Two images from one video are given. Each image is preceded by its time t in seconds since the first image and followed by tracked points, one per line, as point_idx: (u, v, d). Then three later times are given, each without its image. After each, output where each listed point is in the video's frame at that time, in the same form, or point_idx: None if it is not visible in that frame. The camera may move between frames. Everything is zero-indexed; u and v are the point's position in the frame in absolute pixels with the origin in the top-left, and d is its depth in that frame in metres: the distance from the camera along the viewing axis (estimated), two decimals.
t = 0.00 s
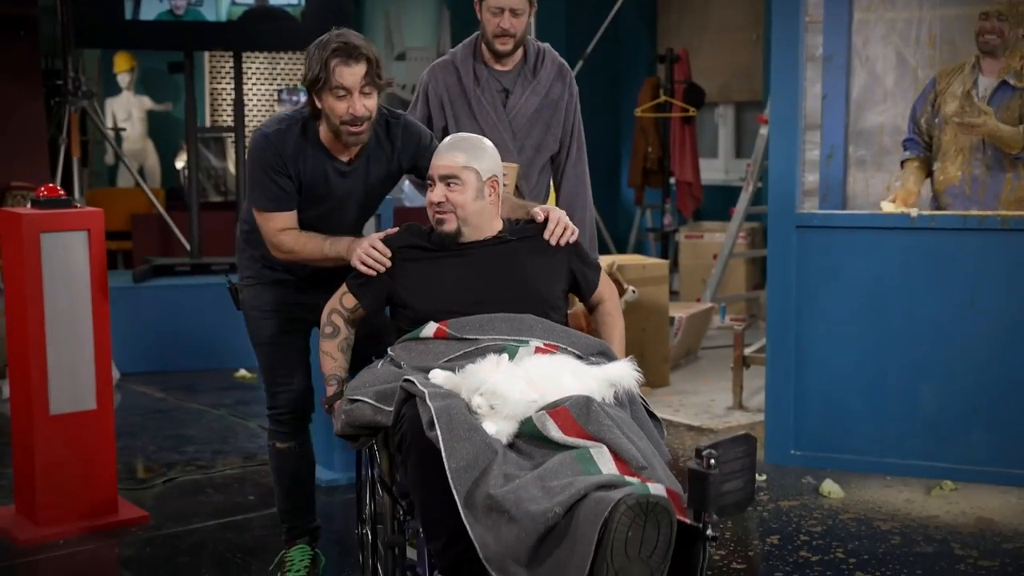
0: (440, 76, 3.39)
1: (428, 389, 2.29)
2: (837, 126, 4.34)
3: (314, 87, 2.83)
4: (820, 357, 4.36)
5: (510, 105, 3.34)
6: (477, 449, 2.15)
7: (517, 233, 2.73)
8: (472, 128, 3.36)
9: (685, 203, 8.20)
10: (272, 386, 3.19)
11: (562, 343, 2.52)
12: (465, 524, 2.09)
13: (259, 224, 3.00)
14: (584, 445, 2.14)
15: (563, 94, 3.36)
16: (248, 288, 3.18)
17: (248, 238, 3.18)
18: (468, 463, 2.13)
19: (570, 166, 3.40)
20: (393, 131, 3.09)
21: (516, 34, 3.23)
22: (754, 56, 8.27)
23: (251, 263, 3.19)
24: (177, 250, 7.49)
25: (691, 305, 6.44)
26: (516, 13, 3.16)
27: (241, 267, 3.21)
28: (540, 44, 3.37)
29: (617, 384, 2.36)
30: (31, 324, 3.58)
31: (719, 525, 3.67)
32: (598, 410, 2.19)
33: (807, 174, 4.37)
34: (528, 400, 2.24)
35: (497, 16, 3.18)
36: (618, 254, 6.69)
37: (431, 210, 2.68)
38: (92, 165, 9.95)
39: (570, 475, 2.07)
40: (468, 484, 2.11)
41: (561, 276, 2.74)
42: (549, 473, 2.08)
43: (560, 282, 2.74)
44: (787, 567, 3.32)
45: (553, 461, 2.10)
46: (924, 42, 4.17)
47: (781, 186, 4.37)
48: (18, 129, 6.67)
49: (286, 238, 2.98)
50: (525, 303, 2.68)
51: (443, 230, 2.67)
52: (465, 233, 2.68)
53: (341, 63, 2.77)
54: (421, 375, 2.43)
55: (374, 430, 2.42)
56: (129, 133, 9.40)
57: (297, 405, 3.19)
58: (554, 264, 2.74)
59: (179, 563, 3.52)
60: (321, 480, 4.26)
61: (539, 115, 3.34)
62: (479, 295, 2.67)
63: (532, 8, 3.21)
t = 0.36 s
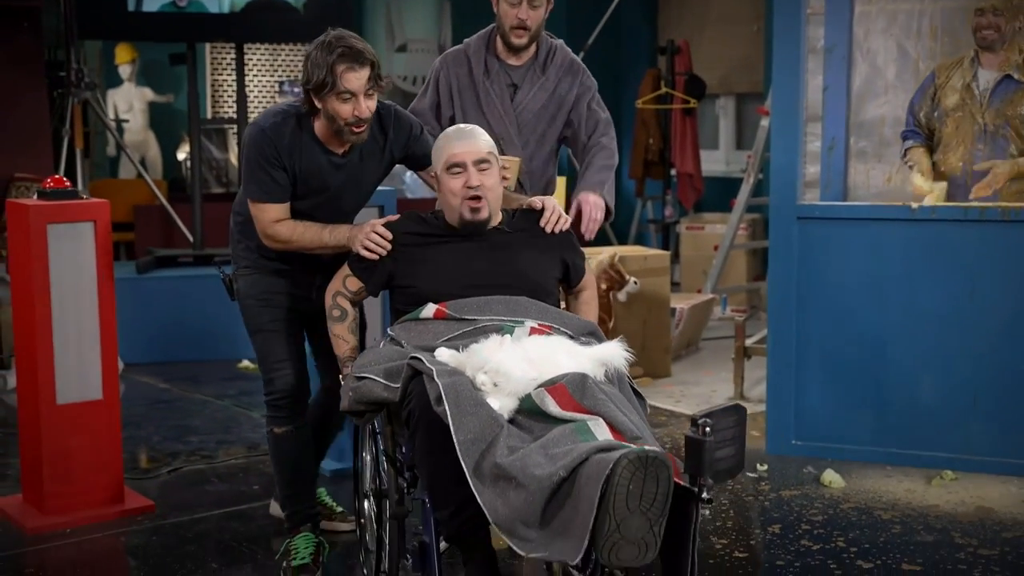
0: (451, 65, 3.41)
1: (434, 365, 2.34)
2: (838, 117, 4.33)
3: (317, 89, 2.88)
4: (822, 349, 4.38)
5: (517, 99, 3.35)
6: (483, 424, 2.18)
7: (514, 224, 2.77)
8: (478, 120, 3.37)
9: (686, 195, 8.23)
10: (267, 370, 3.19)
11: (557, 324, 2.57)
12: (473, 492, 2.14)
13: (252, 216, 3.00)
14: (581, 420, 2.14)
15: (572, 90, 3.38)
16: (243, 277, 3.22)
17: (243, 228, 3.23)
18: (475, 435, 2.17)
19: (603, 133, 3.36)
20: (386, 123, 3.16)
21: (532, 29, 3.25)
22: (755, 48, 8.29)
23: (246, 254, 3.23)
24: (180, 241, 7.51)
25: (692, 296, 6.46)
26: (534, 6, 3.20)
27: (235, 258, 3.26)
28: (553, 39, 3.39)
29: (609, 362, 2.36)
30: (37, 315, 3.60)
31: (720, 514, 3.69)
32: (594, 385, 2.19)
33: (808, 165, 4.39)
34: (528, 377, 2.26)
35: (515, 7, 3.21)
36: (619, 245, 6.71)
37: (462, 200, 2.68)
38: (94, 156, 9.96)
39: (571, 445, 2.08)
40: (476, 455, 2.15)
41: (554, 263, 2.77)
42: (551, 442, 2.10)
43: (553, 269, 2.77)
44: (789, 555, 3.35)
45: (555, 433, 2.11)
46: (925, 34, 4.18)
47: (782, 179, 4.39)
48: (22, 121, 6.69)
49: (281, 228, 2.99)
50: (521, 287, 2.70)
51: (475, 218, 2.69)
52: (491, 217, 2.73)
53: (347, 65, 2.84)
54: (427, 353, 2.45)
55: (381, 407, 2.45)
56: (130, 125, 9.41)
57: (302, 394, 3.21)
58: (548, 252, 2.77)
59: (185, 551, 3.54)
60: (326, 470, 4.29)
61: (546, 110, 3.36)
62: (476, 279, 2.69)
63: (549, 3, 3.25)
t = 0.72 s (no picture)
0: (463, 61, 3.38)
1: (445, 360, 2.31)
2: (843, 108, 4.31)
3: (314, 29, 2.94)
4: (829, 343, 4.36)
5: (527, 103, 3.32)
6: (495, 417, 2.16)
7: (523, 223, 2.74)
8: (486, 121, 3.34)
9: (689, 187, 8.21)
10: (277, 354, 3.14)
11: (565, 317, 2.54)
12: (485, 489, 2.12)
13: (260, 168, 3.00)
14: (593, 413, 2.13)
15: (583, 95, 3.35)
16: (255, 261, 3.19)
17: (251, 214, 3.22)
18: (488, 430, 2.15)
19: (612, 132, 3.31)
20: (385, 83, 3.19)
21: (544, 41, 3.22)
22: (758, 39, 8.26)
23: (256, 240, 3.22)
24: (182, 233, 7.49)
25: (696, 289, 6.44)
26: (546, 20, 3.16)
27: (242, 247, 3.24)
28: (569, 42, 3.35)
29: (619, 356, 2.34)
30: (40, 307, 3.58)
31: (727, 508, 3.67)
32: (605, 378, 2.20)
33: (815, 157, 4.36)
34: (540, 371, 2.25)
35: (527, 21, 3.18)
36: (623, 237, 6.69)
37: (484, 212, 2.62)
38: (95, 148, 9.93)
39: (583, 437, 2.07)
40: (488, 450, 2.13)
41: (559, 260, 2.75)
42: (565, 436, 2.08)
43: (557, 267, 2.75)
44: (797, 549, 3.33)
45: (566, 427, 2.10)
46: (932, 25, 4.14)
47: (789, 171, 4.37)
48: (23, 113, 6.66)
49: (288, 188, 2.97)
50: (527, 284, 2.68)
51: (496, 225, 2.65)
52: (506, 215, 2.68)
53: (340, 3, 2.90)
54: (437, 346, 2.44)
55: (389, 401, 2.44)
56: (131, 116, 9.37)
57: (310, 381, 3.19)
58: (553, 248, 2.75)
59: (190, 544, 3.53)
60: (330, 462, 4.27)
61: (555, 115, 3.34)
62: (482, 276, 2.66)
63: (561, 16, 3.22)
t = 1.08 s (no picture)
0: (472, 51, 3.34)
1: (461, 369, 2.25)
2: (855, 102, 4.25)
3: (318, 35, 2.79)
4: (841, 339, 4.31)
5: (540, 86, 3.27)
6: (513, 431, 2.11)
7: (548, 219, 2.69)
8: (499, 108, 3.30)
9: (696, 182, 8.15)
10: (282, 371, 3.08)
11: (590, 322, 2.48)
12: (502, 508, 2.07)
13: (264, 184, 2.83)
14: (619, 427, 2.08)
15: (598, 79, 3.28)
16: (249, 272, 3.12)
17: (243, 222, 3.12)
18: (506, 445, 2.10)
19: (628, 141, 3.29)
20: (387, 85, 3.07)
21: (555, 13, 3.16)
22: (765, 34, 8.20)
23: (249, 248, 3.12)
24: (185, 228, 7.44)
25: (704, 285, 6.39)
26: None
27: (234, 254, 3.16)
28: (580, 25, 3.29)
29: (648, 364, 2.30)
30: (43, 303, 3.53)
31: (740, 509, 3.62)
32: (632, 390, 2.13)
33: (826, 151, 4.30)
34: (562, 382, 2.20)
35: None
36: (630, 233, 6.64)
37: (503, 205, 2.56)
38: (97, 142, 9.88)
39: (606, 456, 2.02)
40: (504, 467, 2.08)
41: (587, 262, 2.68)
42: (586, 454, 2.03)
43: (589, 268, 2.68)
44: (812, 550, 3.29)
45: (590, 442, 2.05)
46: (946, 19, 4.08)
47: (802, 166, 4.32)
48: (26, 108, 6.61)
49: (292, 203, 2.80)
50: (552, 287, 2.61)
51: (517, 220, 2.58)
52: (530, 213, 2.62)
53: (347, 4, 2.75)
54: (453, 355, 2.38)
55: (403, 411, 2.40)
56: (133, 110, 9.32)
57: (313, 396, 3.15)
58: (580, 250, 2.68)
59: (195, 544, 3.48)
60: (337, 461, 4.23)
61: (570, 98, 3.27)
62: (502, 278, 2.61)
63: None
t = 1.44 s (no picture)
0: (460, 41, 3.26)
1: (465, 387, 2.10)
2: (862, 93, 4.23)
3: (314, 113, 2.65)
4: (847, 335, 4.25)
5: (534, 69, 3.21)
6: (520, 455, 1.96)
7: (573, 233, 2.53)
8: (496, 92, 3.22)
9: (698, 176, 8.09)
10: (266, 370, 3.02)
11: (612, 333, 2.34)
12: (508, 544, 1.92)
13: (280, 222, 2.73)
14: (638, 451, 1.94)
15: (587, 60, 3.25)
16: (228, 270, 3.02)
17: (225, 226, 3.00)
18: (510, 471, 1.96)
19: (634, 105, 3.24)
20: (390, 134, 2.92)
21: None
22: (768, 26, 8.14)
23: (229, 247, 3.03)
24: (184, 222, 7.38)
25: (707, 280, 6.33)
26: None
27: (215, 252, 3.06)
28: (564, 11, 3.26)
29: (675, 379, 2.17)
30: (36, 299, 3.47)
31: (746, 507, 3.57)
32: (654, 409, 1.99)
33: (831, 144, 4.24)
34: (576, 400, 2.06)
35: None
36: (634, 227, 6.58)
37: (508, 202, 2.43)
38: (97, 136, 9.84)
39: (624, 486, 1.87)
40: (510, 495, 1.94)
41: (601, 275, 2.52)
42: (602, 484, 1.87)
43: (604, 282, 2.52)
44: (818, 550, 3.22)
45: (606, 470, 1.89)
46: (953, 8, 4.07)
47: (807, 158, 4.26)
48: (23, 101, 6.55)
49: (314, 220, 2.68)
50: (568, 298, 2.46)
51: (525, 218, 2.45)
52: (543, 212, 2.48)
53: (343, 90, 2.60)
54: (457, 370, 2.25)
55: (404, 428, 2.27)
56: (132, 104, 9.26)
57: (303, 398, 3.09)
58: (596, 263, 2.52)
59: (191, 544, 3.42)
60: (337, 460, 4.16)
61: (565, 80, 3.22)
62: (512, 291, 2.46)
63: None
